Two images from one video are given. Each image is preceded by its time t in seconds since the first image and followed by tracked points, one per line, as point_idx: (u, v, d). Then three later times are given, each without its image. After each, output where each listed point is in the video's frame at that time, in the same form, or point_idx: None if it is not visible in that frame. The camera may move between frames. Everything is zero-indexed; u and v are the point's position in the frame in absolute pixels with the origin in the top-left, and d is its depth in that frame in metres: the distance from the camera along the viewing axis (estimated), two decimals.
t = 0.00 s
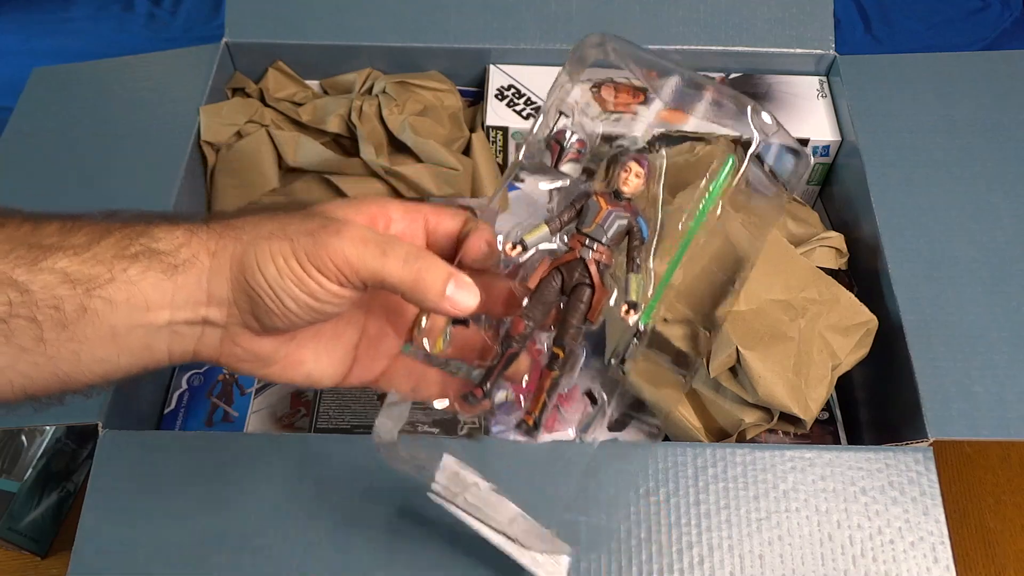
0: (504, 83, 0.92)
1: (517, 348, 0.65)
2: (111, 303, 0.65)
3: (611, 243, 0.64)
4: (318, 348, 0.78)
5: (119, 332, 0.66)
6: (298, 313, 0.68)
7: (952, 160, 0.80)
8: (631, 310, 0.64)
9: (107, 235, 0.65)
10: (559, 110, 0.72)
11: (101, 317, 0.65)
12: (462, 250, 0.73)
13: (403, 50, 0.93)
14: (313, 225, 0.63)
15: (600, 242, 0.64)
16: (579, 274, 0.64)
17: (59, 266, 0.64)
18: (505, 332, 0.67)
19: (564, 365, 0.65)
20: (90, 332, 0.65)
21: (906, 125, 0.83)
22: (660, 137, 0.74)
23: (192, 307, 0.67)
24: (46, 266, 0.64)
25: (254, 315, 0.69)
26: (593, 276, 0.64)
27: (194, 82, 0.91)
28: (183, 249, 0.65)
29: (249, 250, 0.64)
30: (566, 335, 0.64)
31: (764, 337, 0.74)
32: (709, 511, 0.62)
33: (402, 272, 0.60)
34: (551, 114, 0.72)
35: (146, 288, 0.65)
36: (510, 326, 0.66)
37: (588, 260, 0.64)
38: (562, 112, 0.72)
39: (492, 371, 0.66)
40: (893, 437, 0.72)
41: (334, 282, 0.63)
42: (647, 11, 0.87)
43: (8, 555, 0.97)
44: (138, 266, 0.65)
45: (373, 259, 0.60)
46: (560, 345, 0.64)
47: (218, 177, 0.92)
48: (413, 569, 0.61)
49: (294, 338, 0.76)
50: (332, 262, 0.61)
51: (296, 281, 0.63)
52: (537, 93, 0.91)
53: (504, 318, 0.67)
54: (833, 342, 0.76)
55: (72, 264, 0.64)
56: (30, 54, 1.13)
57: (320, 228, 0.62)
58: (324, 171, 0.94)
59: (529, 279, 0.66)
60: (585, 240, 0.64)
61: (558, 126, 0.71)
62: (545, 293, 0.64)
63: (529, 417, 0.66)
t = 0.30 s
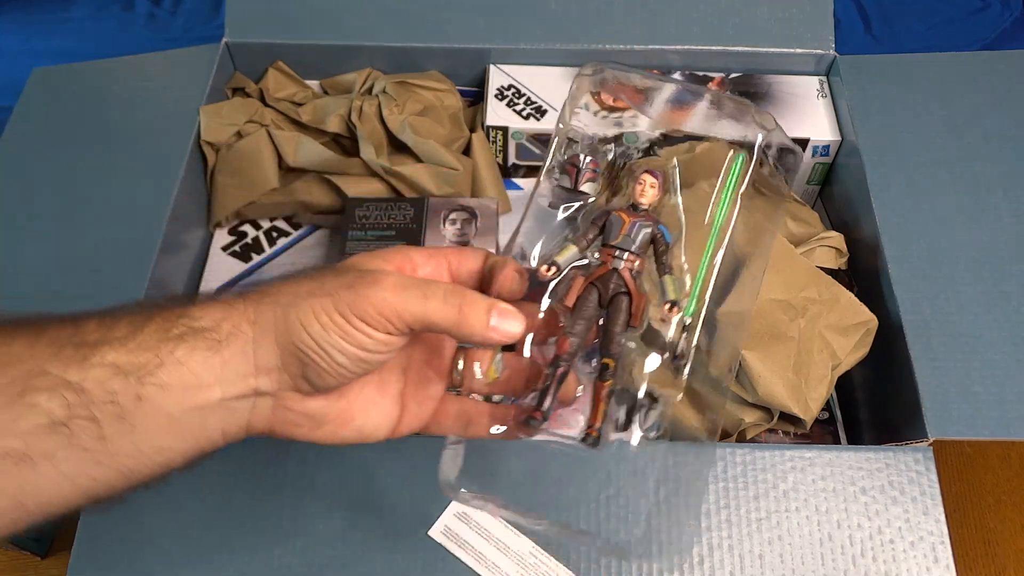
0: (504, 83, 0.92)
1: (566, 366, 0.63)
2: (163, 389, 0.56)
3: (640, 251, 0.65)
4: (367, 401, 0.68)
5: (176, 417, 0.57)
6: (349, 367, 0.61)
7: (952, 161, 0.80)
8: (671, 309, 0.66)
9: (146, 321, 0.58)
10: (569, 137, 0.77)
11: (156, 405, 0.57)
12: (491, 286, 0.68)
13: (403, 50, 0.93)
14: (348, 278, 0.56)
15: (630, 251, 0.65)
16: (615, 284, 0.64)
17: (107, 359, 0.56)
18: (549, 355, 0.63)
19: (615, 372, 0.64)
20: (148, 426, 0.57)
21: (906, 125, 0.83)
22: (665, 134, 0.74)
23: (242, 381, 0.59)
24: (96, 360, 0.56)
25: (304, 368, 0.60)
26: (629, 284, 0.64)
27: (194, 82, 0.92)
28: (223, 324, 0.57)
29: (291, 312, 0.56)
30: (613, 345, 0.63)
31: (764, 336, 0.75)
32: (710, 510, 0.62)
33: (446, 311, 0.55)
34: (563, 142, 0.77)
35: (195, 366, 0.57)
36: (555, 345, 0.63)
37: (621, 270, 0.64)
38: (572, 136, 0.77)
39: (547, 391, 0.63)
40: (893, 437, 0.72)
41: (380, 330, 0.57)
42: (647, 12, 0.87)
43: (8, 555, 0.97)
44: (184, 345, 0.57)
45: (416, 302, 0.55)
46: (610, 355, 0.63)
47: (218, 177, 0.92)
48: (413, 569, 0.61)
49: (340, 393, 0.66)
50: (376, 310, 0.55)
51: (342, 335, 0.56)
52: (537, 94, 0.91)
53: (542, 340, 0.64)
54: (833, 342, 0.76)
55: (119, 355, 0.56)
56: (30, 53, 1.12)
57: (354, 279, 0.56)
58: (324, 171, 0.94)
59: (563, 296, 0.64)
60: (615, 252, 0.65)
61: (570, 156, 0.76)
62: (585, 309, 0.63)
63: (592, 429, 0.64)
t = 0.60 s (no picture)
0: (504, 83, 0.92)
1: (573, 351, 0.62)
2: (169, 498, 0.54)
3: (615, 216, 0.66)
4: (377, 447, 0.67)
5: (184, 521, 0.55)
6: (355, 417, 0.60)
7: (952, 160, 0.80)
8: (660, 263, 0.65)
9: (126, 434, 0.54)
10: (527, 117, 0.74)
11: (162, 516, 0.54)
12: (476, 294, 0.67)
13: (403, 50, 0.93)
14: (333, 322, 0.55)
15: (603, 219, 0.65)
16: (598, 255, 0.64)
17: (96, 484, 0.52)
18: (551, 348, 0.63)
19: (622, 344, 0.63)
20: (159, 537, 0.53)
21: (906, 125, 0.83)
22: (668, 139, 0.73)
23: (246, 466, 0.58)
24: (83, 489, 0.51)
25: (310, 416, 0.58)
26: (611, 253, 0.64)
27: (194, 83, 0.92)
28: (211, 409, 0.57)
29: (285, 375, 0.55)
30: (614, 317, 0.63)
31: (763, 335, 0.75)
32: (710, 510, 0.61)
33: (445, 326, 0.53)
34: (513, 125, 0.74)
35: (195, 465, 0.55)
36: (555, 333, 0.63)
37: (599, 239, 0.65)
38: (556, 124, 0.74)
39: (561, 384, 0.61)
40: (893, 437, 0.72)
41: (382, 366, 0.55)
42: (647, 12, 0.87)
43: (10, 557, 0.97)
44: (176, 447, 0.55)
45: (414, 326, 0.53)
46: (612, 326, 0.62)
47: (218, 177, 0.92)
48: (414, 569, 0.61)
49: (350, 448, 0.66)
50: (375, 347, 0.53)
51: (344, 385, 0.56)
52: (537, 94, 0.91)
53: (541, 335, 0.64)
54: (833, 342, 0.75)
55: (109, 475, 0.52)
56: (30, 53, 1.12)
57: (341, 321, 0.54)
58: (324, 171, 0.94)
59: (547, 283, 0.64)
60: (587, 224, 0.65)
61: (520, 136, 0.74)
62: (574, 289, 0.63)
63: (619, 406, 0.61)
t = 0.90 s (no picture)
0: (504, 83, 0.92)
1: (632, 411, 0.55)
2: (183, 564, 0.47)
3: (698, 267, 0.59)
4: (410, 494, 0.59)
5: None
6: (388, 480, 0.52)
7: (952, 160, 0.80)
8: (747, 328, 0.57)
9: (140, 487, 0.47)
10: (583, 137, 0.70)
11: None
12: (528, 331, 0.62)
13: (403, 50, 0.93)
14: (365, 375, 0.47)
15: (686, 269, 0.58)
16: (674, 307, 0.58)
17: (105, 550, 0.45)
18: (609, 400, 0.57)
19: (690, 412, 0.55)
20: None
21: (906, 125, 0.83)
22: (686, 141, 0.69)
23: (268, 525, 0.50)
24: (89, 556, 0.45)
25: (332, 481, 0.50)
26: (688, 305, 0.58)
27: (195, 83, 0.92)
28: (231, 464, 0.48)
29: (308, 435, 0.47)
30: (683, 381, 0.56)
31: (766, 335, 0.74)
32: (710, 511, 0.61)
33: (492, 393, 0.45)
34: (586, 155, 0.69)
35: (214, 524, 0.48)
36: (615, 391, 0.56)
37: (678, 290, 0.58)
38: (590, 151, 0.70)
39: (615, 446, 0.55)
40: (893, 437, 0.72)
41: (418, 431, 0.48)
42: (648, 11, 0.87)
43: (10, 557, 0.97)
44: (192, 506, 0.47)
45: (455, 389, 0.45)
46: (683, 394, 0.55)
47: (218, 176, 0.92)
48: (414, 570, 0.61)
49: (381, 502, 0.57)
50: (410, 410, 0.46)
51: (374, 449, 0.48)
52: (537, 94, 0.92)
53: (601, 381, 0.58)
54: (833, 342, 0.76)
55: (118, 541, 0.46)
56: (30, 53, 1.12)
57: (374, 377, 0.46)
58: (324, 171, 0.94)
59: (619, 334, 0.58)
60: (667, 272, 0.59)
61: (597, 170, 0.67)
62: (644, 341, 0.57)
63: (676, 482, 0.53)
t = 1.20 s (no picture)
0: (504, 83, 0.93)
1: (568, 378, 0.57)
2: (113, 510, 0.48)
3: (641, 232, 0.58)
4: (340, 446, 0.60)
5: (130, 531, 0.49)
6: (303, 438, 0.52)
7: (952, 161, 0.80)
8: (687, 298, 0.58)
9: (66, 436, 0.48)
10: (540, 101, 0.66)
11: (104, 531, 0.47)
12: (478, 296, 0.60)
13: (402, 50, 0.93)
14: (285, 334, 0.46)
15: (629, 235, 0.57)
16: (616, 274, 0.57)
17: (32, 498, 0.45)
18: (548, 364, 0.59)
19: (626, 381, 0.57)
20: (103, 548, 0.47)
21: (906, 125, 0.83)
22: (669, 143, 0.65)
23: (194, 473, 0.52)
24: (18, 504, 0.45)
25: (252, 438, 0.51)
26: (631, 274, 0.57)
27: (195, 83, 0.92)
28: (156, 413, 0.49)
29: (227, 390, 0.48)
30: (621, 351, 0.57)
31: (763, 333, 0.75)
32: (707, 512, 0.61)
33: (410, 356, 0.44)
34: (532, 106, 0.66)
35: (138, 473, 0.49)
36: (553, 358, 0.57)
37: (620, 257, 0.57)
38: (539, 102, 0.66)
39: (549, 413, 0.57)
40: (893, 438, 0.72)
41: (334, 391, 0.48)
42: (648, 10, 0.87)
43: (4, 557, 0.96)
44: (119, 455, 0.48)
45: (371, 351, 0.44)
46: (617, 364, 0.57)
47: (218, 176, 0.92)
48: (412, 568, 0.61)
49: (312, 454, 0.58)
50: (325, 371, 0.45)
51: (287, 406, 0.48)
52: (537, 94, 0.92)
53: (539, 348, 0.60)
54: (832, 341, 0.76)
55: (46, 489, 0.46)
56: (29, 53, 1.12)
57: (294, 335, 0.46)
58: (324, 171, 0.94)
59: (559, 297, 0.58)
60: (609, 237, 0.58)
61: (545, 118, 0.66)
62: (581, 309, 0.57)
63: (607, 452, 0.56)
